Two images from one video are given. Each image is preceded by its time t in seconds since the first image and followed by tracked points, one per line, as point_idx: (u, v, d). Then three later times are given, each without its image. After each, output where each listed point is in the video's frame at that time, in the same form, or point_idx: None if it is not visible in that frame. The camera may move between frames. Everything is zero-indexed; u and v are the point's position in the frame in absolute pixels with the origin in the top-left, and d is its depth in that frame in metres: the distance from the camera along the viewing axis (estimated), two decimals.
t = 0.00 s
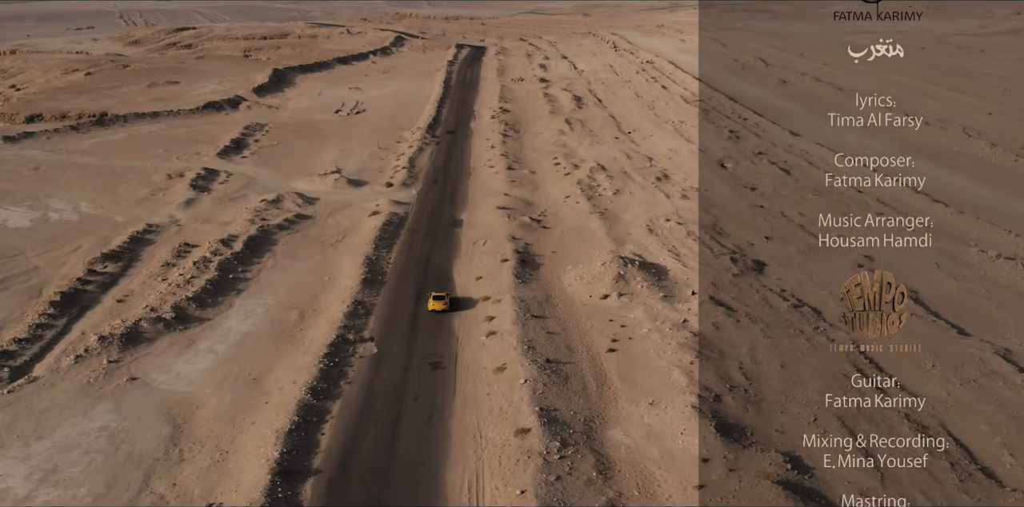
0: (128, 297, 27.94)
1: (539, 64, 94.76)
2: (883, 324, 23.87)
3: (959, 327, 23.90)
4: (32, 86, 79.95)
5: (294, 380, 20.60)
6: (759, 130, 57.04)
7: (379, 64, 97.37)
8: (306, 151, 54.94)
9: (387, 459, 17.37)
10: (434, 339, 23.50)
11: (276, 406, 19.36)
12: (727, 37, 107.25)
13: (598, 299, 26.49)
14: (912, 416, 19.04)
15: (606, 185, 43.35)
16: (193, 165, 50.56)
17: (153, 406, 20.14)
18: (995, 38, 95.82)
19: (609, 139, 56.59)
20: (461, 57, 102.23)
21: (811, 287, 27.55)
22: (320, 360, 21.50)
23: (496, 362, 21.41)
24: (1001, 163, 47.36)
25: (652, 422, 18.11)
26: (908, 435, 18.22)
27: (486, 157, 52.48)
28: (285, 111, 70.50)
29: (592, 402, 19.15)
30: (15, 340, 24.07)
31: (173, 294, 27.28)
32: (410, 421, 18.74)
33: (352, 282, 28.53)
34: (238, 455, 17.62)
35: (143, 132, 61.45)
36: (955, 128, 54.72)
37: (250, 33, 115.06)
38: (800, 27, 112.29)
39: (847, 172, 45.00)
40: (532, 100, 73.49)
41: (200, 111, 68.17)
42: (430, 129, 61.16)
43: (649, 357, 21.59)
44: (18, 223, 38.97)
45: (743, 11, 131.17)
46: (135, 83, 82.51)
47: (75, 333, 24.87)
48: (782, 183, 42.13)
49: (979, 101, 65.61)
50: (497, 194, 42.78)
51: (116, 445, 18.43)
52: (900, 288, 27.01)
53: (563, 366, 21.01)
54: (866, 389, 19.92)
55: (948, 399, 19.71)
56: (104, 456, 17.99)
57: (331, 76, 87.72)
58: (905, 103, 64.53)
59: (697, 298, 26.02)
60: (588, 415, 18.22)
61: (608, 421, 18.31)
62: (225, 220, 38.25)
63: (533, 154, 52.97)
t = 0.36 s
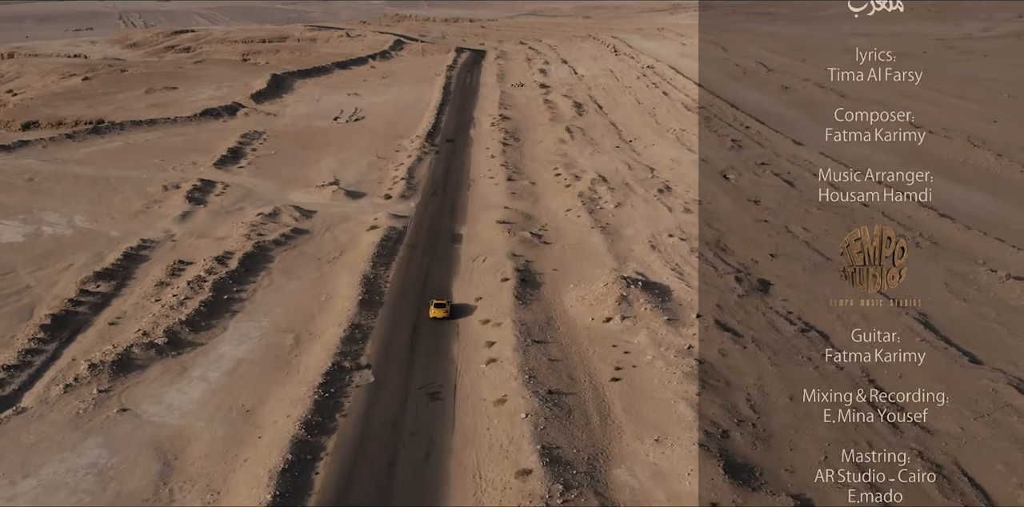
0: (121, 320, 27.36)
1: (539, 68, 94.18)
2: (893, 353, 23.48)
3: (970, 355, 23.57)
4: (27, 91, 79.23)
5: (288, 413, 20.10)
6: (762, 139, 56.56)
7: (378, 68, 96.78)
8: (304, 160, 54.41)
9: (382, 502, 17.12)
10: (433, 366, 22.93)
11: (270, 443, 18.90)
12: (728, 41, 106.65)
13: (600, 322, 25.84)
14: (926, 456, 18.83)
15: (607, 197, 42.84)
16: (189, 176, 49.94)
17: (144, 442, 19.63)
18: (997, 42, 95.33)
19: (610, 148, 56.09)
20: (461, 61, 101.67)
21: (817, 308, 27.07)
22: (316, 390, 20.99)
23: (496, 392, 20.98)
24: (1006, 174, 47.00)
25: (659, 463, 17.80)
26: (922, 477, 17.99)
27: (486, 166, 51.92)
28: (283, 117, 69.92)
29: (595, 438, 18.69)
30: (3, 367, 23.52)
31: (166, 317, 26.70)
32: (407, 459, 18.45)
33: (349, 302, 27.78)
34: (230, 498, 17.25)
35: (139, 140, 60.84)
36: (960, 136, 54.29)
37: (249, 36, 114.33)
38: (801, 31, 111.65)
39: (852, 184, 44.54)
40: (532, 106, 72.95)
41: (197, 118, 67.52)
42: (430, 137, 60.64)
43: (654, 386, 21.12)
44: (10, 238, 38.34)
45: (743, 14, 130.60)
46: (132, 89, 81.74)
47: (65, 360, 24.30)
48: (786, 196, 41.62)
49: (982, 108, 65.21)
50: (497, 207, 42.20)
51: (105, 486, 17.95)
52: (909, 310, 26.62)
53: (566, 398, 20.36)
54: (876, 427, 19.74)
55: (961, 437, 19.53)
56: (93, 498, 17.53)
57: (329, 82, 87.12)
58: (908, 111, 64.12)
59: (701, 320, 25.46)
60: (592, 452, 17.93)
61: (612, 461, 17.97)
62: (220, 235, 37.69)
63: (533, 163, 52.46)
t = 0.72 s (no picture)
0: (113, 343, 26.76)
1: (539, 73, 93.55)
2: (903, 382, 23.09)
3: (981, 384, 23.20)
4: (23, 97, 78.58)
5: (282, 448, 19.64)
6: (764, 148, 56.00)
7: (377, 73, 96.17)
8: (302, 170, 53.84)
9: None
10: (432, 395, 22.42)
11: (262, 482, 18.50)
12: (729, 44, 106.02)
13: (602, 346, 25.04)
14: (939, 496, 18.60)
15: (608, 209, 42.29)
16: (186, 187, 49.34)
17: (133, 480, 19.15)
18: (1000, 47, 94.68)
19: (611, 157, 55.54)
20: (460, 65, 101.04)
21: (825, 331, 26.51)
22: (310, 423, 20.46)
23: (495, 425, 20.50)
24: (1012, 186, 46.48)
25: None
26: None
27: (485, 176, 51.29)
28: (281, 125, 69.34)
29: (599, 476, 18.46)
30: None
31: (158, 340, 26.10)
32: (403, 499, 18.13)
33: (345, 324, 27.07)
34: None
35: (136, 149, 60.27)
36: (964, 146, 53.78)
37: (247, 39, 113.67)
38: (802, 34, 110.95)
39: (857, 195, 43.95)
40: (532, 112, 72.39)
41: (194, 125, 66.89)
42: (429, 145, 60.06)
43: (658, 418, 20.61)
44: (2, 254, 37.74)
45: (744, 17, 129.83)
46: (129, 94, 81.03)
47: (55, 387, 23.78)
48: (791, 209, 41.07)
49: (986, 115, 64.66)
50: (497, 221, 41.57)
51: None
52: (918, 334, 26.16)
53: (569, 432, 19.96)
54: (885, 463, 19.59)
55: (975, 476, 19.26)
56: None
57: (328, 87, 86.52)
58: (911, 119, 63.54)
59: (706, 344, 24.85)
60: (595, 494, 17.70)
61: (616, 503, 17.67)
62: (216, 250, 37.09)
63: (534, 173, 51.91)
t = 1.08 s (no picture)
0: (105, 366, 26.18)
1: (538, 78, 93.04)
2: (912, 411, 22.61)
3: (993, 414, 22.71)
4: (19, 102, 77.90)
5: (275, 485, 19.22)
6: (766, 157, 55.49)
7: (376, 78, 95.58)
8: (299, 180, 53.29)
9: None
10: (431, 424, 22.04)
11: None
12: (730, 47, 105.48)
13: (605, 370, 24.48)
14: None
15: (609, 222, 41.74)
16: (182, 198, 48.76)
17: None
18: (1002, 50, 94.13)
19: (612, 166, 55.02)
20: (460, 69, 100.47)
21: (831, 355, 25.93)
22: (304, 458, 20.02)
23: (494, 459, 20.12)
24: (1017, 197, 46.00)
25: None
26: None
27: (485, 187, 50.70)
28: (279, 131, 68.79)
29: None
30: None
31: (151, 365, 25.47)
32: None
33: (341, 347, 26.42)
34: None
35: (132, 157, 59.69)
36: (969, 155, 53.31)
37: (246, 42, 113.08)
38: (803, 37, 110.39)
39: (860, 207, 43.46)
40: (532, 119, 71.88)
41: (192, 132, 66.30)
42: (428, 154, 59.49)
43: (663, 452, 20.15)
44: None
45: (744, 20, 129.22)
46: (126, 100, 80.30)
47: (44, 415, 23.28)
48: (795, 222, 40.53)
49: (988, 122, 64.18)
50: (497, 234, 40.97)
51: None
52: (928, 358, 25.62)
53: (571, 467, 19.60)
54: (895, 500, 19.19)
55: None
56: None
57: (326, 93, 85.94)
58: (914, 125, 63.03)
59: (712, 370, 24.26)
60: None
61: None
62: (211, 264, 36.52)
63: (534, 183, 51.39)
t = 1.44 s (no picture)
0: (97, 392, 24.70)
1: (538, 83, 92.49)
2: (923, 445, 22.10)
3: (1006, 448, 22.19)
4: (15, 108, 77.12)
5: None
6: (769, 166, 54.94)
7: (375, 82, 95.01)
8: (297, 190, 52.66)
9: None
10: (429, 457, 21.55)
11: None
12: (730, 51, 104.97)
13: (608, 396, 23.80)
14: None
15: (610, 235, 41.08)
16: (178, 210, 48.13)
17: None
18: (1003, 54, 93.68)
19: (613, 176, 54.42)
20: (459, 74, 99.91)
21: (839, 382, 25.34)
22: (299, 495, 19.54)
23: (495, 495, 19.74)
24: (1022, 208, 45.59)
25: None
26: None
27: (485, 197, 50.09)
28: (277, 139, 68.18)
29: None
30: None
31: (144, 395, 24.12)
32: None
33: (337, 372, 25.51)
34: None
35: (128, 166, 58.98)
36: (974, 164, 52.84)
37: (244, 45, 112.40)
38: (803, 41, 109.63)
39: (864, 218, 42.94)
40: (532, 126, 71.33)
41: (189, 139, 65.58)
42: (427, 163, 58.93)
43: (669, 490, 19.64)
44: None
45: (744, 22, 128.55)
46: (123, 105, 79.55)
47: (32, 447, 22.29)
48: (799, 236, 39.99)
49: (991, 129, 63.76)
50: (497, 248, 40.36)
51: None
52: (937, 387, 25.09)
53: None
54: None
55: None
56: None
57: (325, 98, 85.35)
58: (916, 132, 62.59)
59: (718, 400, 23.66)
60: None
61: None
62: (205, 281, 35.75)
63: (534, 194, 50.81)
